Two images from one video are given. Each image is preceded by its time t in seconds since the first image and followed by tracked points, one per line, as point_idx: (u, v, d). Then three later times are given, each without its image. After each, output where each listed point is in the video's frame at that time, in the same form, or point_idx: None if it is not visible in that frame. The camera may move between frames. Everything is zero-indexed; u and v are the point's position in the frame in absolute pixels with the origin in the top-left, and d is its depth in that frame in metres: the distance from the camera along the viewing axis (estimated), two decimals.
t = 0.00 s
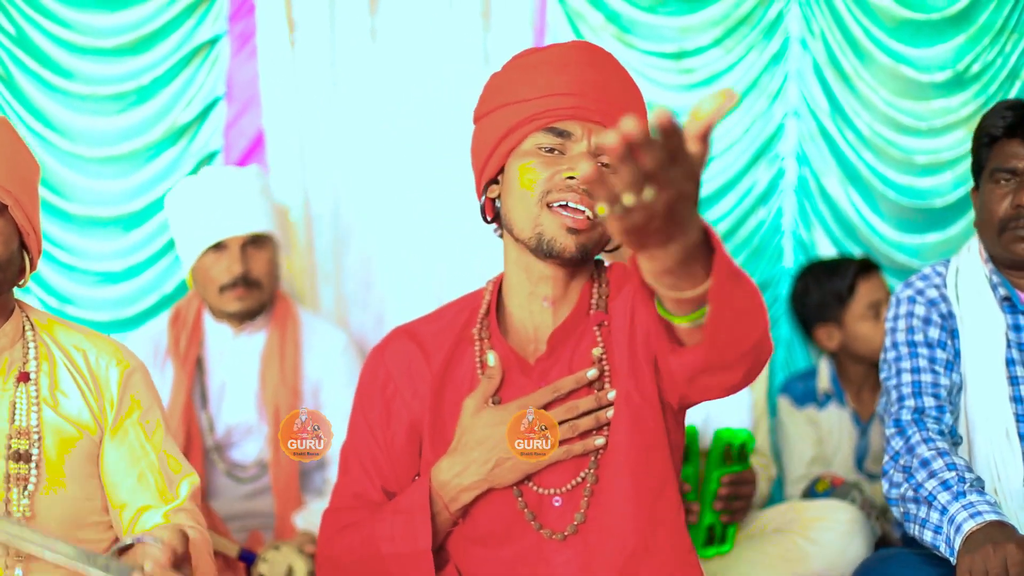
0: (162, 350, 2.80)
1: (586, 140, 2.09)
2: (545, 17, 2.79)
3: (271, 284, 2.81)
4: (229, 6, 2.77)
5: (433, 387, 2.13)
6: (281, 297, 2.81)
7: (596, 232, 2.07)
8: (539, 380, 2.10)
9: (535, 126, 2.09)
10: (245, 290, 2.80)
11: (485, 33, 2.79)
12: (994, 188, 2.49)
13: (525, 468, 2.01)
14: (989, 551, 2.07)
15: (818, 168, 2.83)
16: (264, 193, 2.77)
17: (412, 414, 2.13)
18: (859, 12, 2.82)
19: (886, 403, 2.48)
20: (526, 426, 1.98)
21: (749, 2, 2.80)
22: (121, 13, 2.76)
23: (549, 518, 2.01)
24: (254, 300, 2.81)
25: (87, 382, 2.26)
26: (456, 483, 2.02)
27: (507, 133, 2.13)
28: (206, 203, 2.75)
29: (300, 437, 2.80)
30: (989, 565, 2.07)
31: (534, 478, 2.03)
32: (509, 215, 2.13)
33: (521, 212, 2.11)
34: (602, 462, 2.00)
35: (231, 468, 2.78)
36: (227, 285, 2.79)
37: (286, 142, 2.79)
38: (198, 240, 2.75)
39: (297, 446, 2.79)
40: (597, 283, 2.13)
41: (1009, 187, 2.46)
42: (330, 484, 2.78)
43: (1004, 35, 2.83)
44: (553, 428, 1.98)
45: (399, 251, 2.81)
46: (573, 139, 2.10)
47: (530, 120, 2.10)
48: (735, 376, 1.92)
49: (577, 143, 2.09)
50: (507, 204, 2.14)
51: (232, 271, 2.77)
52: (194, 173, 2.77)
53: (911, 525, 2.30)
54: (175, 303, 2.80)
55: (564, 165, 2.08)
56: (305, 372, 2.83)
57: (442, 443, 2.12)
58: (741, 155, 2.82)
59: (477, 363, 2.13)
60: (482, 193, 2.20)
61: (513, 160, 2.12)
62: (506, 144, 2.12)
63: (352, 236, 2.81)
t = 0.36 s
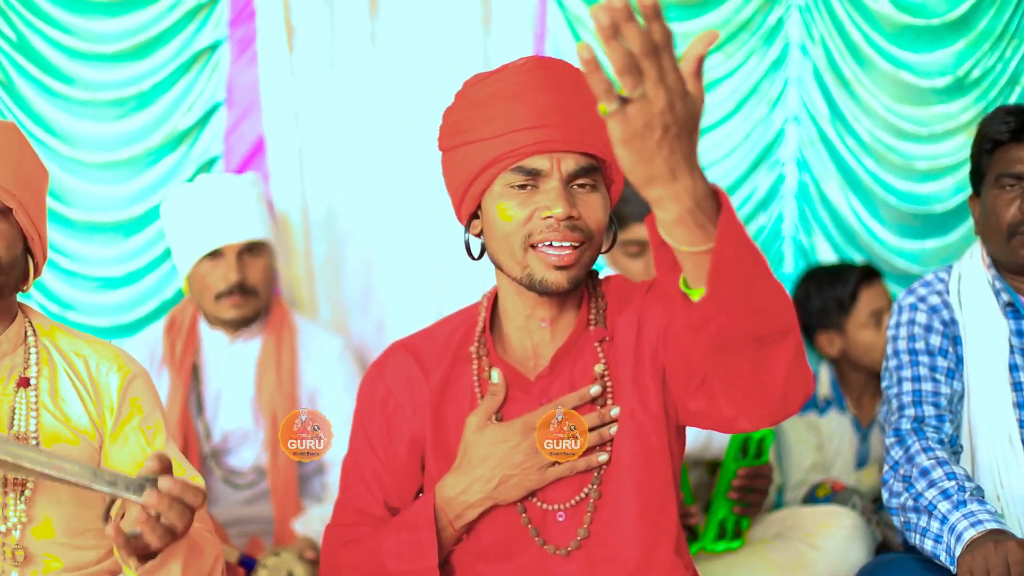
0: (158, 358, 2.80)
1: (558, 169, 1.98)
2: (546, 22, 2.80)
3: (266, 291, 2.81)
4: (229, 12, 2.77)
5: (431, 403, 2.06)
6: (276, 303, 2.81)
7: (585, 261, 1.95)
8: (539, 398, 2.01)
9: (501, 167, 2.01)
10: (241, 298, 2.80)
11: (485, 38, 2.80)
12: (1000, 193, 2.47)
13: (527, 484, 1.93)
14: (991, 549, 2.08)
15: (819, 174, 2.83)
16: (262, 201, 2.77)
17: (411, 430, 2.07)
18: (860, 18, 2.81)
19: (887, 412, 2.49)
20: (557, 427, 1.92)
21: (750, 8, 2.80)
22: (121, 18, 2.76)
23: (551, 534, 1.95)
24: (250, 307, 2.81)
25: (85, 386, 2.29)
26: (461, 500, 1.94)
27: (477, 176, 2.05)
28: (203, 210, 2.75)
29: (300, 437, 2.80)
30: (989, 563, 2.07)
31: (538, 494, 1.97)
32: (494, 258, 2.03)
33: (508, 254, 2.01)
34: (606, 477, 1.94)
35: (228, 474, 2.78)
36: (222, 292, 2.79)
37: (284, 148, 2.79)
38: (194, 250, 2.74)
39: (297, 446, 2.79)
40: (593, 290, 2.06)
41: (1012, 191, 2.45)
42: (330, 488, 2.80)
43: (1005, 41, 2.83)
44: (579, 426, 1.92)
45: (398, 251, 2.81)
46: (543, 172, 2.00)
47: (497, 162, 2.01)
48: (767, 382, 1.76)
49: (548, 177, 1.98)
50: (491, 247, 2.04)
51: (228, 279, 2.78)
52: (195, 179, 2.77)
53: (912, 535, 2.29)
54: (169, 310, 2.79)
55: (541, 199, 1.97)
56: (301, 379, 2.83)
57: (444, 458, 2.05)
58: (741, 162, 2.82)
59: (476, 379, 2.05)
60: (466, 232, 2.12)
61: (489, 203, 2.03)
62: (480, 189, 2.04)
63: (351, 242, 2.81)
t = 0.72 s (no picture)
0: (165, 359, 2.79)
1: (533, 175, 2.00)
2: (546, 26, 2.80)
3: (276, 295, 2.81)
4: (229, 16, 2.77)
5: (429, 412, 2.07)
6: (284, 310, 2.81)
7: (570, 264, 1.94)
8: (535, 407, 2.01)
9: (476, 181, 2.02)
10: (250, 301, 2.79)
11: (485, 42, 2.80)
12: (1008, 197, 2.44)
13: (526, 496, 1.92)
14: (991, 560, 2.06)
15: (819, 178, 2.83)
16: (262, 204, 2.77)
17: (409, 439, 2.07)
18: (860, 21, 2.81)
19: (885, 413, 2.49)
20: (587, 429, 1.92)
21: (750, 12, 2.81)
22: (121, 23, 2.76)
23: (550, 544, 1.94)
24: (258, 311, 2.80)
25: (102, 398, 2.29)
26: (459, 511, 1.93)
27: (458, 193, 2.05)
28: (213, 212, 2.75)
29: (300, 437, 2.80)
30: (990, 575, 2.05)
31: (537, 504, 1.95)
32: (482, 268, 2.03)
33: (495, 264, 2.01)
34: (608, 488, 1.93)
35: (232, 478, 2.77)
36: (231, 296, 2.78)
37: (284, 152, 2.79)
38: (196, 251, 2.75)
39: (298, 446, 2.79)
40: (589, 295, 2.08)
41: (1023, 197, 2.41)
42: (331, 493, 2.80)
43: (1004, 45, 2.84)
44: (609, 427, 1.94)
45: (398, 252, 2.81)
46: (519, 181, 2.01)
47: (475, 174, 2.02)
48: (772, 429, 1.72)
49: (524, 185, 2.00)
50: (480, 261, 2.04)
51: (237, 282, 2.77)
52: (195, 183, 2.77)
53: (909, 535, 2.30)
54: (178, 312, 2.79)
55: (521, 208, 1.98)
56: (307, 383, 2.83)
57: (441, 468, 2.04)
58: (741, 165, 2.83)
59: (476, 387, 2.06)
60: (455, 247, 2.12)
61: (472, 218, 2.03)
62: (461, 203, 2.05)
63: (350, 246, 2.81)
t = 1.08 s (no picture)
0: (160, 364, 2.81)
1: (549, 185, 1.99)
2: (545, 31, 2.80)
3: (266, 297, 2.81)
4: (229, 21, 2.77)
5: (438, 419, 2.08)
6: (275, 311, 2.82)
7: (580, 281, 1.96)
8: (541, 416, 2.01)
9: (490, 185, 2.02)
10: (241, 304, 2.80)
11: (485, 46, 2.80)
12: (1012, 201, 2.46)
13: (533, 506, 1.92)
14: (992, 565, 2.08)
15: (819, 183, 2.83)
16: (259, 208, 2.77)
17: (417, 445, 2.08)
18: (860, 26, 2.82)
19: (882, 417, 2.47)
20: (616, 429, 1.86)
21: (749, 17, 2.81)
22: (121, 28, 2.77)
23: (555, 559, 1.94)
24: (250, 314, 2.81)
25: (105, 403, 2.25)
26: (465, 521, 1.92)
27: (473, 195, 2.06)
28: (201, 210, 2.73)
29: (300, 437, 2.80)
30: None
31: (541, 516, 1.95)
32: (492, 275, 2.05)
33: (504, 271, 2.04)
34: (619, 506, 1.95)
35: (229, 482, 2.77)
36: (223, 299, 2.79)
37: (284, 157, 2.79)
38: (195, 250, 2.74)
39: (299, 446, 2.79)
40: (604, 308, 2.08)
41: None
42: (329, 497, 2.79)
43: (1004, 50, 2.84)
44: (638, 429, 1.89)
45: (398, 251, 2.81)
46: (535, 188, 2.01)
47: (491, 178, 2.03)
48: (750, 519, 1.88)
49: (539, 193, 1.99)
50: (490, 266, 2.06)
51: (228, 284, 2.77)
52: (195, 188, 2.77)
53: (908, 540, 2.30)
54: (169, 319, 2.80)
55: (532, 217, 1.98)
56: (301, 387, 2.83)
57: (447, 478, 2.05)
58: (741, 170, 2.83)
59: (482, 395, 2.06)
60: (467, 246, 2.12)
61: (484, 221, 2.04)
62: (475, 205, 2.06)
63: (350, 250, 2.82)
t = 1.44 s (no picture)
0: (154, 370, 2.80)
1: (587, 181, 2.07)
2: (545, 36, 2.80)
3: (259, 302, 2.81)
4: (229, 26, 2.77)
5: (450, 420, 2.12)
6: (269, 316, 2.81)
7: (604, 274, 2.05)
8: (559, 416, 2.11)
9: (530, 173, 2.09)
10: (235, 309, 2.80)
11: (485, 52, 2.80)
12: (1005, 207, 2.47)
13: (545, 510, 2.00)
14: (992, 567, 2.08)
15: (818, 188, 2.82)
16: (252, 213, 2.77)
17: (429, 445, 2.11)
18: (859, 32, 2.82)
19: (884, 425, 2.48)
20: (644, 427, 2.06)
21: (749, 23, 2.82)
22: (121, 33, 2.77)
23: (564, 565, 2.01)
24: (243, 319, 2.81)
25: (87, 400, 2.32)
26: (478, 522, 1.99)
27: (508, 183, 2.13)
28: (192, 218, 2.75)
29: (299, 437, 2.80)
30: None
31: (551, 521, 2.02)
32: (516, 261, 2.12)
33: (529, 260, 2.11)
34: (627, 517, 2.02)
35: (224, 487, 2.77)
36: (216, 305, 2.78)
37: (283, 162, 2.79)
38: (193, 255, 2.75)
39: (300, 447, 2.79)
40: (621, 313, 2.17)
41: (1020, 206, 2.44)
42: (327, 502, 2.78)
43: (1004, 55, 2.84)
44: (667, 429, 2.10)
45: (398, 252, 2.81)
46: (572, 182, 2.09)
47: (527, 167, 2.10)
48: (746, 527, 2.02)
49: (576, 187, 2.07)
50: (517, 255, 2.13)
51: (221, 290, 2.77)
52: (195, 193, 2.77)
53: (909, 547, 2.29)
54: (164, 325, 2.80)
55: (565, 210, 2.06)
56: (296, 391, 2.82)
57: (457, 481, 2.09)
58: (741, 176, 2.82)
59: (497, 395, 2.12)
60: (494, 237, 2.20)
61: (517, 210, 2.11)
62: (509, 192, 2.12)
63: (349, 255, 2.81)
